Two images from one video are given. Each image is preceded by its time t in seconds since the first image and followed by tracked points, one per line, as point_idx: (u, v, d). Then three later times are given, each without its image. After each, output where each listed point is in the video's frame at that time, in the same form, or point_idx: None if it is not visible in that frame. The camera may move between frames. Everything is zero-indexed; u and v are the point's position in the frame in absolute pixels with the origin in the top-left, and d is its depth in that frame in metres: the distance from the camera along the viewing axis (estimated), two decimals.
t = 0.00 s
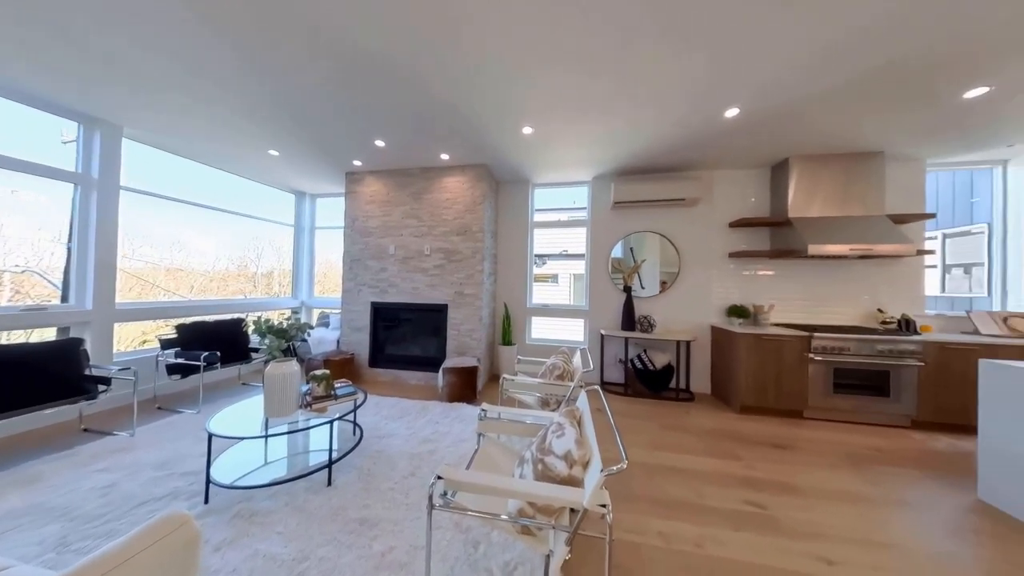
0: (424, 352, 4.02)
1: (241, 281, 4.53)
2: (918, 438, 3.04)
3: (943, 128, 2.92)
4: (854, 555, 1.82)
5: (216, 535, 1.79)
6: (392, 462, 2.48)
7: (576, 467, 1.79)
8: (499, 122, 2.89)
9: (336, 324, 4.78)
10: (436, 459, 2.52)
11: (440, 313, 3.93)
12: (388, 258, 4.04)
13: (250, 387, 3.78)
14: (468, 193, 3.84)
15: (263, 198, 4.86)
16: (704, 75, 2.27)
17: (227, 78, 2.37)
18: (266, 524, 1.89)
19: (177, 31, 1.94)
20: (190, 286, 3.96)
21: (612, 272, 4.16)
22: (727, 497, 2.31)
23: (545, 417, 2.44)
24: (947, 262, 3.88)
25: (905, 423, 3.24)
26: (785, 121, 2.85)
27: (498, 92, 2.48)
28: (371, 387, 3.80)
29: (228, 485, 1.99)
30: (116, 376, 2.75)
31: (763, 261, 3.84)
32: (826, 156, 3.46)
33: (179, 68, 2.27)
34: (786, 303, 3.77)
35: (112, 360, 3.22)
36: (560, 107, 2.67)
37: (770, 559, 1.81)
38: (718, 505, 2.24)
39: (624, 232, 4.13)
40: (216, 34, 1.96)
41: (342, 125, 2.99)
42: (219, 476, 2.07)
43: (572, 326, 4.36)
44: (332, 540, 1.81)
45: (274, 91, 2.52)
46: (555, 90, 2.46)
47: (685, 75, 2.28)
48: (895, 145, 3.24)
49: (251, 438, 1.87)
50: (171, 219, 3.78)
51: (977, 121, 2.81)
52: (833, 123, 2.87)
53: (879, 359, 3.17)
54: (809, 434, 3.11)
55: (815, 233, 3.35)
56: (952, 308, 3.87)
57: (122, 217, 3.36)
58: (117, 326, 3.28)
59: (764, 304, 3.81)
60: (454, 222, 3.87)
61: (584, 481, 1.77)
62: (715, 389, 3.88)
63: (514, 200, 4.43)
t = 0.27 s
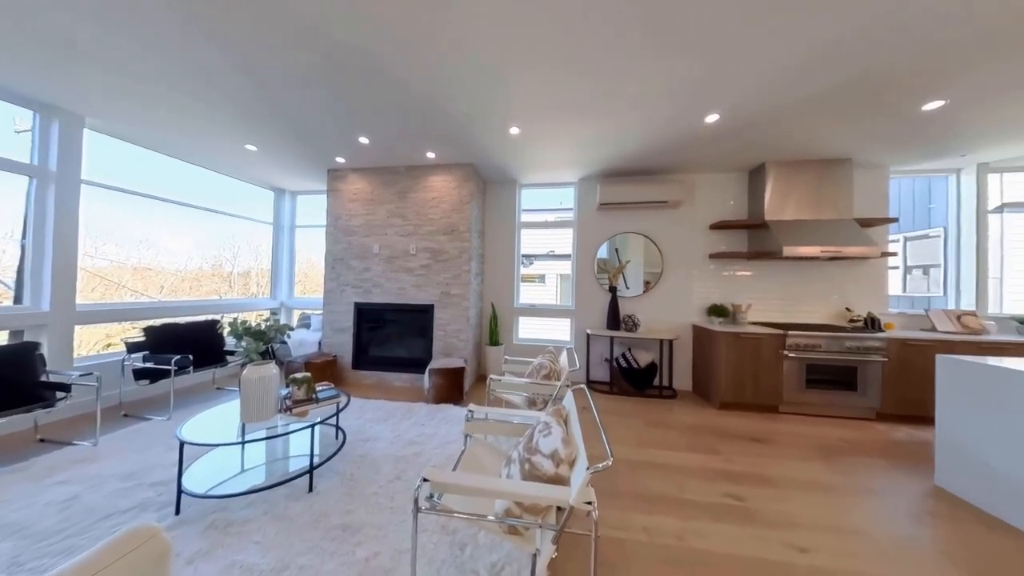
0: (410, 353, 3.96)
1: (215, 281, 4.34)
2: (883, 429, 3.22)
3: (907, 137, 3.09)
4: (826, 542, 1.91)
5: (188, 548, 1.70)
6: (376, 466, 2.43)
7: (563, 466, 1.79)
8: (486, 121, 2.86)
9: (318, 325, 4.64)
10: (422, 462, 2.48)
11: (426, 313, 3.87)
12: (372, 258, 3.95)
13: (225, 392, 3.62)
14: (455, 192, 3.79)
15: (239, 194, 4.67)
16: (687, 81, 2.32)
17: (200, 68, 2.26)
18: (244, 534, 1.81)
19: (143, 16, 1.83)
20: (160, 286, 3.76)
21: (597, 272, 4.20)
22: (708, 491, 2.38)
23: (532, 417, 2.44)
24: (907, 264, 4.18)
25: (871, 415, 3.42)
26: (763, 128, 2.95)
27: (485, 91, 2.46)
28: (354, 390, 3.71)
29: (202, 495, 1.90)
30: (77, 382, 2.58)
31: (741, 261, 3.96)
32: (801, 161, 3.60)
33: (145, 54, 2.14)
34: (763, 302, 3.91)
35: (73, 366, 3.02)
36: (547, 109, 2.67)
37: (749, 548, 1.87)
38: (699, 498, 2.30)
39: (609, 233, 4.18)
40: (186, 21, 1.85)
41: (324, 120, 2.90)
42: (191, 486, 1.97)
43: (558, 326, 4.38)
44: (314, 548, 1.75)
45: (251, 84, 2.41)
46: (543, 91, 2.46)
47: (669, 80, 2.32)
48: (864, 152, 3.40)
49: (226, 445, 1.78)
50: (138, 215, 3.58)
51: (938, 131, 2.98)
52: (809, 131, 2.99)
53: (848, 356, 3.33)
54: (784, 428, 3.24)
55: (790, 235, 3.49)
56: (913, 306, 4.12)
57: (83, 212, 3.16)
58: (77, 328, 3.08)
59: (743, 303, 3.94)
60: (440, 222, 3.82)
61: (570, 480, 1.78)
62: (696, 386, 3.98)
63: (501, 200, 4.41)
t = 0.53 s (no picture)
0: (394, 354, 3.89)
1: (187, 281, 4.15)
2: (852, 422, 3.38)
3: (875, 145, 3.24)
4: (799, 531, 1.99)
5: (157, 562, 1.61)
6: (359, 471, 2.37)
7: (550, 465, 1.80)
8: (474, 120, 2.83)
9: (298, 327, 4.50)
10: (407, 465, 2.44)
11: (411, 314, 3.81)
12: (355, 257, 3.85)
13: (199, 398, 3.46)
14: (441, 191, 3.74)
15: (214, 190, 4.47)
16: (669, 85, 2.36)
17: (169, 56, 2.14)
18: (218, 545, 1.73)
19: None
20: (126, 286, 3.57)
21: (583, 273, 4.24)
22: (689, 485, 2.44)
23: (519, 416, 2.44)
24: (872, 265, 4.40)
25: (841, 409, 3.58)
26: (743, 134, 3.04)
27: (471, 90, 2.43)
28: (337, 393, 3.61)
29: (172, 505, 1.80)
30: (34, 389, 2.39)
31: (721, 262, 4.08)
32: (779, 166, 3.73)
33: (106, 38, 2.00)
34: (741, 302, 4.04)
35: (29, 371, 2.83)
36: (534, 109, 2.67)
37: (729, 540, 1.93)
38: (680, 492, 2.36)
39: (595, 234, 4.22)
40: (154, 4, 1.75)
41: (304, 115, 2.80)
42: (161, 496, 1.87)
43: (545, 326, 4.40)
44: (293, 556, 1.69)
45: (226, 74, 2.31)
46: (530, 92, 2.45)
47: (653, 84, 2.35)
48: (836, 159, 3.55)
49: (199, 452, 1.70)
50: (100, 210, 3.37)
51: (904, 140, 3.14)
52: (786, 137, 3.10)
53: (820, 352, 3.48)
54: (760, 423, 3.35)
55: (767, 237, 3.61)
56: (878, 305, 4.34)
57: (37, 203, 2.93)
58: (34, 331, 2.88)
59: (722, 302, 4.06)
60: (426, 221, 3.76)
61: (557, 478, 1.78)
62: (678, 384, 4.07)
63: (488, 200, 4.39)
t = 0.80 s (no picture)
0: (376, 356, 3.79)
1: (151, 280, 3.91)
2: (819, 415, 3.55)
3: (843, 153, 3.41)
4: (772, 519, 2.07)
5: None
6: (339, 477, 2.30)
7: (534, 464, 1.80)
8: (458, 119, 2.79)
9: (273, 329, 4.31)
10: (390, 469, 2.38)
11: (393, 314, 3.72)
12: (335, 257, 3.73)
13: (165, 405, 3.27)
14: (425, 190, 3.67)
15: (180, 185, 4.22)
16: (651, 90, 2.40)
17: (127, 39, 1.98)
18: (185, 560, 1.63)
19: None
20: (82, 286, 3.32)
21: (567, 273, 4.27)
22: (670, 480, 2.50)
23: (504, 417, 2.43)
24: (837, 266, 4.59)
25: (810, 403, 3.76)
26: (721, 139, 3.13)
27: (455, 88, 2.39)
28: (315, 397, 3.49)
29: (134, 520, 1.68)
30: None
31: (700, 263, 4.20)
32: (754, 171, 3.86)
33: (55, 18, 1.84)
34: (718, 302, 4.18)
35: None
36: (519, 109, 2.65)
37: (707, 531, 1.99)
38: (660, 487, 2.42)
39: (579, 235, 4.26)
40: None
41: (279, 108, 2.67)
42: (122, 511, 1.75)
43: (529, 326, 4.40)
44: (268, 568, 1.61)
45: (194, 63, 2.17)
46: (514, 91, 2.43)
47: (636, 88, 2.38)
48: (806, 166, 3.73)
49: (163, 464, 1.59)
50: (50, 204, 3.12)
51: (868, 149, 3.32)
52: (761, 144, 3.21)
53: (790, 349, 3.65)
54: (736, 418, 3.48)
55: (742, 240, 3.75)
56: (841, 304, 4.57)
57: None
58: None
59: (700, 302, 4.18)
60: (409, 220, 3.68)
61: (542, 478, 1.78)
62: (659, 381, 4.17)
63: (473, 199, 4.34)
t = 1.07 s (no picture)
0: (359, 358, 3.70)
1: (116, 280, 3.70)
2: (793, 409, 3.69)
3: (817, 159, 3.55)
4: (750, 510, 2.14)
5: None
6: (321, 482, 2.23)
7: (521, 464, 1.79)
8: (445, 117, 2.75)
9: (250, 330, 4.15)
10: (374, 473, 2.33)
11: (377, 315, 3.64)
12: (317, 256, 3.61)
13: (132, 412, 3.10)
14: (410, 188, 3.60)
15: (147, 180, 3.99)
16: (636, 93, 2.42)
17: (87, 25, 1.86)
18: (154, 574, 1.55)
19: None
20: (38, 287, 3.10)
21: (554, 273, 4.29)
22: (654, 475, 2.55)
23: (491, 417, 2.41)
24: (809, 267, 4.78)
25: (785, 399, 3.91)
26: (703, 143, 3.20)
27: (441, 86, 2.35)
28: (295, 401, 3.38)
29: (97, 535, 1.58)
30: None
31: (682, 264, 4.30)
32: (735, 175, 3.97)
33: None
34: (699, 301, 4.28)
35: None
36: (506, 109, 2.63)
37: (690, 524, 2.04)
38: (644, 482, 2.46)
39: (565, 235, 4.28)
40: None
41: (257, 101, 2.57)
42: (84, 526, 1.64)
43: (516, 326, 4.39)
44: None
45: (164, 52, 2.06)
46: (502, 91, 2.41)
47: (622, 91, 2.41)
48: (782, 171, 3.86)
49: (130, 474, 1.50)
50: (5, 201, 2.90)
51: (840, 155, 3.47)
52: (742, 148, 3.30)
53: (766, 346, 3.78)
54: (716, 414, 3.57)
55: (723, 241, 3.85)
56: (813, 303, 4.76)
57: None
58: None
59: (683, 302, 4.27)
60: (394, 219, 3.61)
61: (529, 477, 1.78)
62: (643, 380, 4.24)
63: (460, 199, 4.30)
